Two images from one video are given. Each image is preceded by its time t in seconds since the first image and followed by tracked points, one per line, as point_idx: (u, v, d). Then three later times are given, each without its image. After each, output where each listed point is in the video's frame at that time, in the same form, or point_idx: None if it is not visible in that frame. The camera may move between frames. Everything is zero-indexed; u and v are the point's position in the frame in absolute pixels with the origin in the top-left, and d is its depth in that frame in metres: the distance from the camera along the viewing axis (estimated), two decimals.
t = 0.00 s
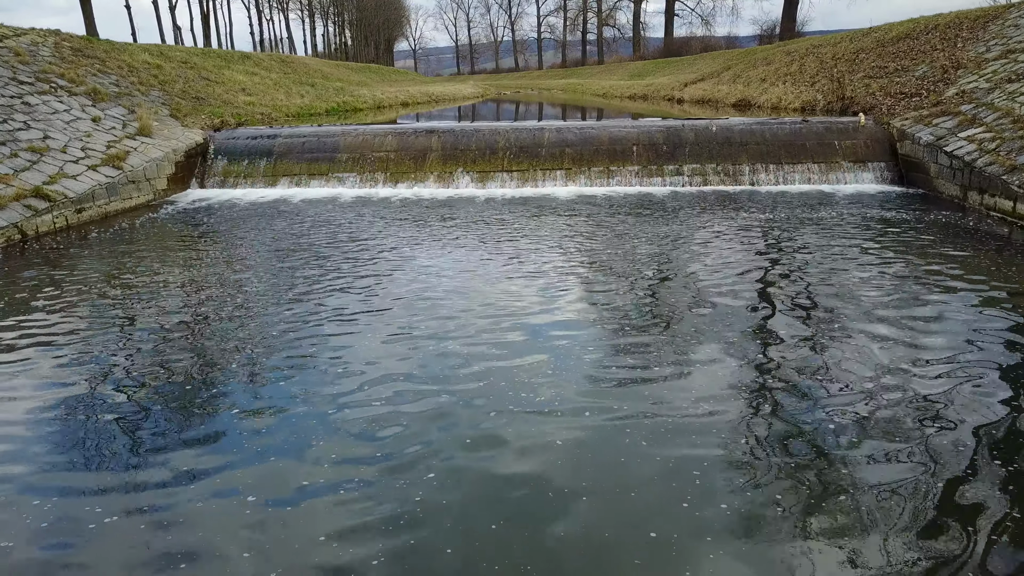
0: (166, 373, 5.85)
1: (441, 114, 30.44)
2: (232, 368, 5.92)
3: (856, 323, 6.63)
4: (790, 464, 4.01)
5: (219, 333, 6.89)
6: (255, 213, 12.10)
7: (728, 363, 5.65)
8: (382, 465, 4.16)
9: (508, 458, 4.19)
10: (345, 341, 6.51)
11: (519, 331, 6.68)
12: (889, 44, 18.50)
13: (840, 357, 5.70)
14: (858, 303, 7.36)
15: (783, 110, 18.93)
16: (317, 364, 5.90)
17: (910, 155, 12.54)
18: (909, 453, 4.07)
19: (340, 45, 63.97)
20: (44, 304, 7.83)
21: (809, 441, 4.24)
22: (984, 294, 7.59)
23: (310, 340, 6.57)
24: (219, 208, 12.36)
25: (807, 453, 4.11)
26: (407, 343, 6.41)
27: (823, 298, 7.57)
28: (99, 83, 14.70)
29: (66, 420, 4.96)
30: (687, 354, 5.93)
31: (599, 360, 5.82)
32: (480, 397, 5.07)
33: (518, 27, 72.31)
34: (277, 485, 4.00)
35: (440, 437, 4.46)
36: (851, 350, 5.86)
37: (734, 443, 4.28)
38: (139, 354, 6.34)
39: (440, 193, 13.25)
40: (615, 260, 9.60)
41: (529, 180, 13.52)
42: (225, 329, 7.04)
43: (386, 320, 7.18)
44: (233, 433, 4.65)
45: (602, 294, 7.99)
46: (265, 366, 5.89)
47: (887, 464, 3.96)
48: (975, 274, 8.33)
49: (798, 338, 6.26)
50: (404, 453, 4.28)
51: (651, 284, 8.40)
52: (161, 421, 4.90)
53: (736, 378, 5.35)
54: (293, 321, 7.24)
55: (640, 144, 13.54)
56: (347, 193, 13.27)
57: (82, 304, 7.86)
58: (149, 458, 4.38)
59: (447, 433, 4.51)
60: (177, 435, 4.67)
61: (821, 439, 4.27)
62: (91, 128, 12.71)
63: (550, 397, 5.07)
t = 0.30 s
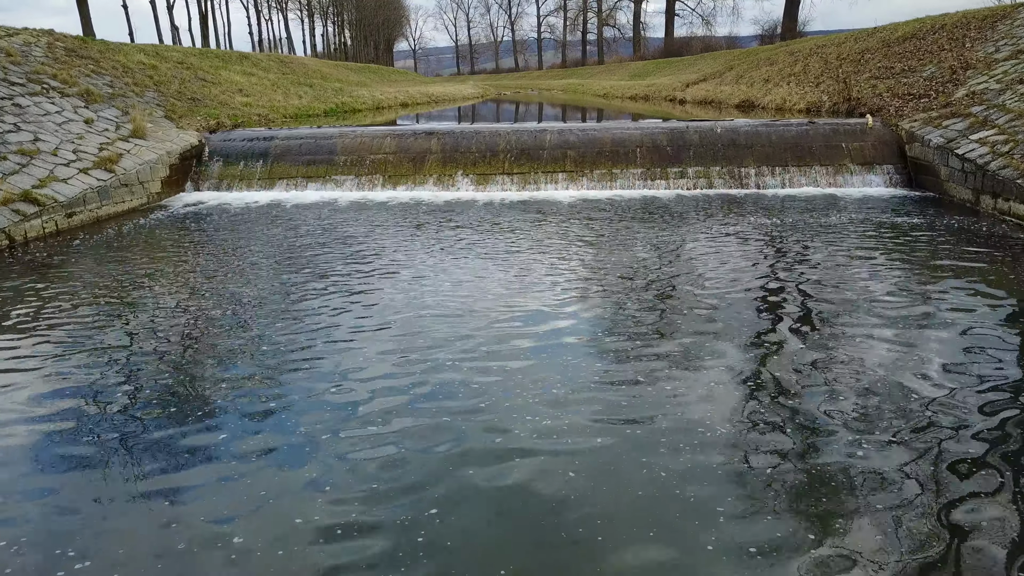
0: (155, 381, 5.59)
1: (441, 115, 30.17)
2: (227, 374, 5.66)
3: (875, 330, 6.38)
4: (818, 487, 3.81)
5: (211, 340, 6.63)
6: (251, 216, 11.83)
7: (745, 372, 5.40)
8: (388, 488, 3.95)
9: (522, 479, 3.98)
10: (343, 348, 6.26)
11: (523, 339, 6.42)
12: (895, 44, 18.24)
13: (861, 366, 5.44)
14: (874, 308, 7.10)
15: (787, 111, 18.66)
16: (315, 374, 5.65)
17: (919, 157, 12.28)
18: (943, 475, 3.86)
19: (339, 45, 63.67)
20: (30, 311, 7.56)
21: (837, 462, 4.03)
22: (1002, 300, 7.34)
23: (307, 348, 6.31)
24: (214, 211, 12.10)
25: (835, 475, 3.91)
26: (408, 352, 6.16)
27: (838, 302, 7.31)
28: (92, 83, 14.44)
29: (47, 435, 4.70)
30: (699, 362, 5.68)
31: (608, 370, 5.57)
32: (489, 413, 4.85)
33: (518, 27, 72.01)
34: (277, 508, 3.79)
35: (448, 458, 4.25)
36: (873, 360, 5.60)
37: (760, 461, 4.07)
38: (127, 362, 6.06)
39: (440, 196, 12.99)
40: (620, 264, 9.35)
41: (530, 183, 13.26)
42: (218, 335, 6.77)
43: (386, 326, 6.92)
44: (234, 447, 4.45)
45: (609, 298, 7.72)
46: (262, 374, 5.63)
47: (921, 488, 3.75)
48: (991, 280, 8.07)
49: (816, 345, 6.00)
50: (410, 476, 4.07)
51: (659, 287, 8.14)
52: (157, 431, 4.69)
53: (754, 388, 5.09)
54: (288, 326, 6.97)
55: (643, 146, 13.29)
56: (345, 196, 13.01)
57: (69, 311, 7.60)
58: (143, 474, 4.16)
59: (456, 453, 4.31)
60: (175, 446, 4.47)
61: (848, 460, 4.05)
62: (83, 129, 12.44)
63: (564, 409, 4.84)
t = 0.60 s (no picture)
0: (143, 398, 5.37)
1: (440, 115, 29.87)
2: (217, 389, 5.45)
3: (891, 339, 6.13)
4: (840, 517, 3.63)
5: (201, 349, 6.38)
6: (245, 221, 11.56)
7: (758, 389, 5.16)
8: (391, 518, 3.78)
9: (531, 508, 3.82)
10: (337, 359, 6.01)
11: (525, 349, 6.17)
12: (900, 45, 17.99)
13: (880, 381, 5.20)
14: (889, 315, 6.85)
15: (792, 113, 18.37)
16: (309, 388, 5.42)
17: (929, 160, 12.02)
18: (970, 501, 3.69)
19: (339, 45, 63.42)
20: (13, 321, 7.28)
21: (857, 488, 3.85)
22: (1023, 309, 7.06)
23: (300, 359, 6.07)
24: (208, 216, 11.83)
25: (856, 502, 3.73)
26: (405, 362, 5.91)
27: (852, 310, 7.05)
28: (85, 85, 14.17)
29: (26, 462, 4.46)
30: (709, 377, 5.44)
31: (614, 387, 5.34)
32: (491, 433, 4.67)
33: (518, 27, 71.74)
34: (277, 540, 3.63)
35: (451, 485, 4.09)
36: (891, 372, 5.37)
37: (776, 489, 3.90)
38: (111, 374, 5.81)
39: (438, 200, 12.72)
40: (624, 269, 9.08)
41: (531, 187, 12.99)
42: (208, 344, 6.51)
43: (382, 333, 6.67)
44: (227, 472, 4.27)
45: (613, 304, 7.46)
46: (254, 389, 5.42)
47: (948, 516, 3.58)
48: (1009, 287, 7.80)
49: (830, 356, 5.76)
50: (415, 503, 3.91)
51: (665, 293, 7.88)
52: (147, 455, 4.50)
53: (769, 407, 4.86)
54: (281, 335, 6.71)
55: (646, 149, 13.03)
56: (342, 200, 12.75)
57: (53, 319, 7.31)
58: (130, 506, 3.95)
59: (460, 480, 4.13)
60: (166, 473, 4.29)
61: (869, 485, 3.87)
62: (74, 132, 12.16)
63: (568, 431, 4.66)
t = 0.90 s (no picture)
0: (126, 417, 5.12)
1: (439, 116, 29.57)
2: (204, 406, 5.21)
3: (911, 350, 5.86)
4: (868, 550, 3.39)
5: (189, 361, 6.10)
6: (240, 227, 11.28)
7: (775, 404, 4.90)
8: (393, 542, 3.60)
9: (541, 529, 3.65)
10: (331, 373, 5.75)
11: (528, 361, 5.89)
12: (906, 45, 17.73)
13: (903, 395, 4.94)
14: (907, 325, 6.58)
15: (796, 115, 18.10)
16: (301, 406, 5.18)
17: (938, 164, 11.75)
18: (1008, 532, 3.44)
19: (338, 45, 63.14)
20: None
21: (885, 518, 3.61)
22: None
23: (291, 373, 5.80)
24: (202, 222, 11.55)
25: (885, 534, 3.48)
26: (402, 376, 5.63)
27: (867, 318, 6.78)
28: (77, 87, 13.90)
29: None
30: (721, 390, 5.17)
31: (623, 401, 5.08)
32: (495, 450, 4.45)
33: (518, 27, 71.44)
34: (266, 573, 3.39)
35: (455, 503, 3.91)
36: (914, 386, 5.11)
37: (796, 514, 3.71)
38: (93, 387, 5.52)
39: (437, 205, 12.45)
40: (628, 276, 8.81)
41: (532, 191, 12.71)
42: (197, 355, 6.24)
43: (379, 345, 6.39)
44: (218, 493, 4.08)
45: (619, 312, 7.18)
46: (243, 404, 5.20)
47: (982, 548, 3.35)
48: None
49: (849, 368, 5.49)
50: (417, 524, 3.73)
51: (672, 300, 7.60)
52: (134, 476, 4.29)
53: (785, 424, 4.61)
54: (273, 346, 6.44)
55: (649, 153, 12.76)
56: (338, 205, 12.48)
57: (37, 329, 7.04)
58: (106, 539, 3.70)
59: (459, 507, 3.87)
60: (156, 496, 4.10)
61: (897, 517, 3.61)
62: (65, 136, 11.89)
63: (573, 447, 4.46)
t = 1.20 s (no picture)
0: (102, 433, 4.82)
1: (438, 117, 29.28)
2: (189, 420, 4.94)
3: (930, 361, 5.59)
4: None
5: (174, 372, 5.83)
6: (233, 233, 11.01)
7: (791, 419, 4.62)
8: (392, 573, 3.36)
9: (549, 557, 3.40)
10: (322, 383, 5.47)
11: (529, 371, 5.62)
12: (912, 46, 17.45)
13: (926, 411, 4.66)
14: (924, 334, 6.30)
15: (800, 117, 17.82)
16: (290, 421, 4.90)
17: (949, 168, 11.47)
18: None
19: (337, 46, 62.88)
20: None
21: (917, 552, 3.31)
22: None
23: (281, 383, 5.52)
24: (195, 228, 11.28)
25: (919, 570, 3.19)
26: (396, 387, 5.36)
27: (882, 328, 6.51)
28: (68, 90, 13.63)
29: None
30: (733, 403, 4.90)
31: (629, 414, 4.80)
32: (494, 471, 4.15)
33: (518, 28, 71.17)
34: None
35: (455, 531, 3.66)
36: (936, 399, 4.84)
37: (824, 537, 3.45)
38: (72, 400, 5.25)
39: (435, 210, 12.17)
40: (631, 283, 8.53)
41: (532, 196, 12.43)
42: (182, 366, 5.96)
43: (372, 354, 6.11)
44: (196, 520, 3.78)
45: (623, 320, 6.91)
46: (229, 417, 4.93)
47: None
48: None
49: (866, 380, 5.22)
50: (415, 554, 3.47)
51: (678, 308, 7.33)
52: (106, 500, 4.00)
53: (804, 439, 4.35)
54: (263, 356, 6.16)
55: (652, 157, 12.49)
56: (334, 210, 12.20)
57: (16, 339, 6.75)
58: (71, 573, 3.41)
59: (454, 538, 3.57)
60: (134, 519, 3.83)
61: (931, 551, 3.31)
62: (54, 140, 11.62)
63: (579, 465, 4.21)
